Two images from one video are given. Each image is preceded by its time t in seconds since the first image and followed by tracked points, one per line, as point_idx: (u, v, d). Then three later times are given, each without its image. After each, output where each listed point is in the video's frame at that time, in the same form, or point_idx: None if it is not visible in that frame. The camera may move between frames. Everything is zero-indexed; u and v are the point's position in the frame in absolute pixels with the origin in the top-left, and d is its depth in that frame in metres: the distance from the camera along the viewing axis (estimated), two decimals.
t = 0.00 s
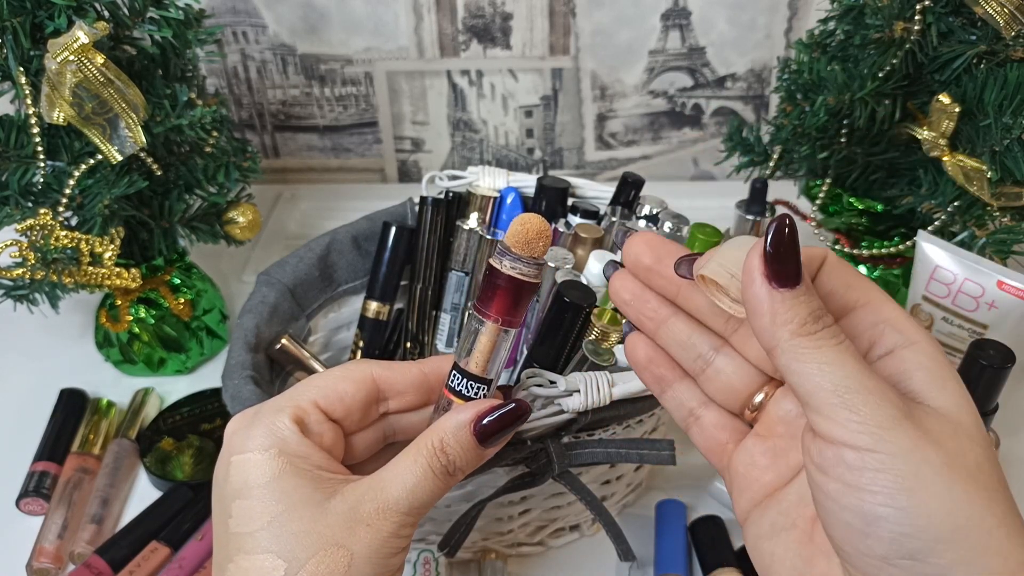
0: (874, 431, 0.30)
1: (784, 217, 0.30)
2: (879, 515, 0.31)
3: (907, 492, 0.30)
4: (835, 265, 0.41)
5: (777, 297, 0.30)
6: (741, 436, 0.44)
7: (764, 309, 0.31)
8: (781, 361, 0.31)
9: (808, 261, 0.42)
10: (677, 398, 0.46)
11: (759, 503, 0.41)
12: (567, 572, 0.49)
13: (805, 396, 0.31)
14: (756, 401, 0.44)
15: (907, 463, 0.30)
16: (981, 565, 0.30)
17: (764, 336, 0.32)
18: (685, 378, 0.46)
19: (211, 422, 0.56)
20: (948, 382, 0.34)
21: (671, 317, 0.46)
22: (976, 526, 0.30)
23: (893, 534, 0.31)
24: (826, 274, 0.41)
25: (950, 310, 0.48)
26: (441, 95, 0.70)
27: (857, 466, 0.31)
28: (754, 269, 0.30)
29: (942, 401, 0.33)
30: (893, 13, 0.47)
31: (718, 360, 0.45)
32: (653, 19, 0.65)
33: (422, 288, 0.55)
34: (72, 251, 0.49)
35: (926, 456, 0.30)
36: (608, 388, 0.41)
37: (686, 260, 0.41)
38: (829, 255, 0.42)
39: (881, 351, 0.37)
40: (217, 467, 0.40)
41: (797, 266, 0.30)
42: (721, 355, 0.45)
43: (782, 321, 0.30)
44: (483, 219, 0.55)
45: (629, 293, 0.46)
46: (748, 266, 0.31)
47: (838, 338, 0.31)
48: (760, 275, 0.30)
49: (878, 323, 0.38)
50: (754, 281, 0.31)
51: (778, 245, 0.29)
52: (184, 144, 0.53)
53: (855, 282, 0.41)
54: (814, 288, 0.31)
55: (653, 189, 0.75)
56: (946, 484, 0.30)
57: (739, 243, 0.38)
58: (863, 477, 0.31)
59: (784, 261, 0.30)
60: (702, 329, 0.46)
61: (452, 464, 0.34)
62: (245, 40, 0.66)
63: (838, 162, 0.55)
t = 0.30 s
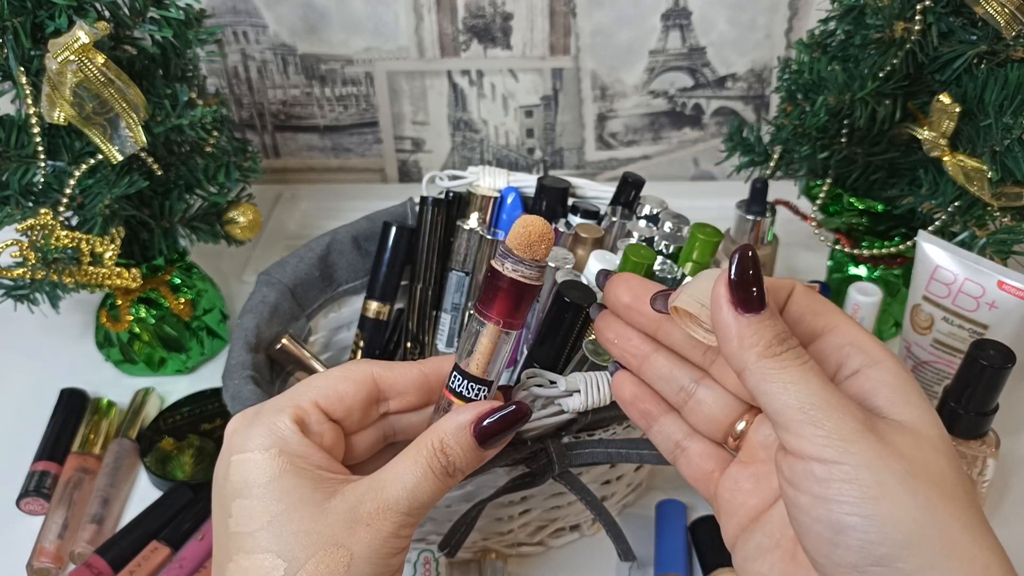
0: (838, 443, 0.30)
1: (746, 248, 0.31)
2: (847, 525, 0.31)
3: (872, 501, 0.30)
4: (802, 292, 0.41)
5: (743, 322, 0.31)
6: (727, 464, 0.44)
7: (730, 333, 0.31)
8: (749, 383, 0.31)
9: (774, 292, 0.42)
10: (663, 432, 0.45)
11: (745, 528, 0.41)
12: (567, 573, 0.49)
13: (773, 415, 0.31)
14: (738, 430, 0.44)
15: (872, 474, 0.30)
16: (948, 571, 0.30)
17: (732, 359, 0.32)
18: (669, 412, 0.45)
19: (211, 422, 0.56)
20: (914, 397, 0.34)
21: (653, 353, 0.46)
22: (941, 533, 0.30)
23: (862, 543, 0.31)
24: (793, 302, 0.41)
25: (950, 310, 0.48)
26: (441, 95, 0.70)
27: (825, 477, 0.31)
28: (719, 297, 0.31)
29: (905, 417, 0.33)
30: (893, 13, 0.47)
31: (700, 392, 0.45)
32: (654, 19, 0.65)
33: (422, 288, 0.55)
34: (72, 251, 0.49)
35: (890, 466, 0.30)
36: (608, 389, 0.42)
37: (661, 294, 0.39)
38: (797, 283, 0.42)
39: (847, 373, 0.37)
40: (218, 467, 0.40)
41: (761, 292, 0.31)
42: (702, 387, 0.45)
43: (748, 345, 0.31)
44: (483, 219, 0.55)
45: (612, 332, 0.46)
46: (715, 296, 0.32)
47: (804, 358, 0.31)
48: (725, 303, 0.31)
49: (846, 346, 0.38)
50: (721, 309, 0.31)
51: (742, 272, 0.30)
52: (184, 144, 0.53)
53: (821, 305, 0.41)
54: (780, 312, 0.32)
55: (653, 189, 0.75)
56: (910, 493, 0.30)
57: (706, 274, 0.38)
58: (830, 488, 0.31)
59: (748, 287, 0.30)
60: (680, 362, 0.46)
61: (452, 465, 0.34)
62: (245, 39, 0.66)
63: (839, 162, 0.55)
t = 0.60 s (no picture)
0: (835, 449, 0.30)
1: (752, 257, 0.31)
2: (843, 531, 0.31)
3: (869, 507, 0.30)
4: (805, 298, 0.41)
5: (746, 331, 0.31)
6: (729, 473, 0.44)
7: (733, 342, 0.31)
8: (750, 390, 0.32)
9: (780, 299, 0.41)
10: (665, 443, 0.44)
11: (749, 536, 0.41)
12: (567, 572, 0.49)
13: (773, 422, 0.31)
14: (742, 439, 0.45)
15: (867, 481, 0.30)
16: None
17: (735, 368, 0.32)
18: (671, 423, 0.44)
19: (211, 422, 0.56)
20: (911, 406, 0.34)
21: (658, 362, 0.46)
22: (935, 539, 0.30)
23: (858, 549, 0.31)
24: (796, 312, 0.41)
25: (950, 310, 0.48)
26: (441, 95, 0.70)
27: (821, 483, 0.31)
28: (722, 307, 0.31)
29: (904, 425, 0.33)
30: (893, 13, 0.47)
31: (704, 402, 0.45)
32: (653, 19, 0.65)
33: (422, 288, 0.55)
34: (72, 251, 0.49)
35: (886, 474, 0.30)
36: (608, 388, 0.42)
37: (667, 301, 0.41)
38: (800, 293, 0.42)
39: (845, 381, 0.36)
40: (218, 467, 0.40)
41: (766, 302, 0.31)
42: (706, 396, 0.45)
43: (750, 352, 0.31)
44: (483, 219, 0.55)
45: (618, 342, 0.45)
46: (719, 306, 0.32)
47: (806, 366, 0.31)
48: (729, 311, 0.31)
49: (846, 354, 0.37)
50: (725, 318, 0.31)
51: (746, 283, 0.30)
52: (184, 144, 0.53)
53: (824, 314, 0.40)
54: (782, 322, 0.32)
55: (653, 189, 0.75)
56: (906, 501, 0.30)
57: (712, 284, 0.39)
58: (825, 494, 0.31)
59: (752, 297, 0.30)
60: (683, 371, 0.46)
61: (452, 466, 0.34)
62: (245, 39, 0.66)
63: (839, 162, 0.55)
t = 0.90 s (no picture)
0: (904, 429, 0.28)
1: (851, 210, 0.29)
2: (897, 519, 0.30)
3: (928, 496, 0.29)
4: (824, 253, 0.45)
5: (832, 287, 0.29)
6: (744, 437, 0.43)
7: (813, 293, 0.29)
8: (824, 351, 0.29)
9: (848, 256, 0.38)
10: (678, 398, 0.43)
11: (760, 507, 0.40)
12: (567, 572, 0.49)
13: (841, 387, 0.29)
14: (765, 400, 0.44)
15: (931, 468, 0.29)
16: None
17: (808, 320, 0.30)
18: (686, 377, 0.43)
19: (211, 422, 0.56)
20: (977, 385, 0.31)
21: (681, 306, 0.45)
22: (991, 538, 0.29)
23: (909, 540, 0.30)
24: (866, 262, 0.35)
25: (950, 310, 0.48)
26: (441, 95, 0.70)
27: (880, 463, 0.29)
28: (812, 255, 0.29)
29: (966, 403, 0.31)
30: (893, 13, 0.47)
31: (728, 355, 0.45)
32: (653, 19, 0.65)
33: (422, 288, 0.55)
34: (72, 251, 0.49)
35: (951, 463, 0.29)
36: (608, 388, 0.41)
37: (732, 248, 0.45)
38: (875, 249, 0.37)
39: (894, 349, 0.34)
40: (218, 468, 0.40)
41: (860, 259, 0.29)
42: (730, 350, 0.45)
43: (831, 309, 0.29)
44: (483, 219, 0.55)
45: (639, 278, 0.45)
46: (807, 253, 0.30)
47: (887, 335, 0.29)
48: (818, 263, 0.29)
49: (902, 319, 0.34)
50: (811, 271, 0.29)
51: (846, 233, 0.28)
52: (184, 144, 0.53)
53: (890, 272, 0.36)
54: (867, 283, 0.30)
55: (653, 189, 0.75)
56: (968, 493, 0.29)
57: (798, 230, 0.39)
58: (882, 476, 0.29)
59: (847, 253, 0.28)
60: (711, 321, 0.45)
61: (453, 466, 0.34)
62: (245, 40, 0.66)
63: (839, 162, 0.55)
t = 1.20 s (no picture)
0: (846, 471, 0.29)
1: (788, 255, 0.31)
2: (847, 562, 0.30)
3: (874, 537, 0.29)
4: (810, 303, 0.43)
5: (773, 331, 0.30)
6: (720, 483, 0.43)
7: (758, 341, 0.31)
8: (769, 395, 0.31)
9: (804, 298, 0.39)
10: (654, 449, 0.44)
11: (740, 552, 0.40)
12: (567, 572, 0.49)
13: (787, 431, 0.30)
14: (736, 445, 0.44)
15: (875, 508, 0.29)
16: None
17: (755, 367, 0.31)
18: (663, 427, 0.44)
19: (211, 422, 0.56)
20: (922, 420, 0.32)
21: (647, 362, 0.45)
22: None
23: None
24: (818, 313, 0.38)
25: (950, 310, 0.48)
26: (441, 95, 0.70)
27: (826, 507, 0.30)
28: (754, 303, 0.30)
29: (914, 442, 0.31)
30: (893, 13, 0.47)
31: (695, 406, 0.44)
32: (653, 19, 0.65)
33: (422, 288, 0.55)
34: (72, 251, 0.49)
35: (896, 503, 0.29)
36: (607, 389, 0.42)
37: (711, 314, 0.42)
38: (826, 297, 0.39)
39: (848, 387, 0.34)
40: (219, 469, 0.40)
41: (800, 303, 0.30)
42: (699, 401, 0.45)
43: (774, 354, 0.30)
44: (483, 219, 0.55)
45: (602, 341, 0.44)
46: (749, 301, 0.31)
47: (831, 377, 0.30)
48: (760, 311, 0.30)
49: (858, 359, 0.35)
50: (754, 318, 0.31)
51: (782, 279, 0.30)
52: (184, 144, 0.53)
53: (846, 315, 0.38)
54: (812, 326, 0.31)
55: (653, 189, 0.75)
56: (915, 533, 0.29)
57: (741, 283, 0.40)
58: (830, 520, 0.30)
59: (786, 298, 0.30)
60: (676, 373, 0.45)
61: (453, 467, 0.34)
62: (245, 39, 0.66)
63: (839, 162, 0.55)
